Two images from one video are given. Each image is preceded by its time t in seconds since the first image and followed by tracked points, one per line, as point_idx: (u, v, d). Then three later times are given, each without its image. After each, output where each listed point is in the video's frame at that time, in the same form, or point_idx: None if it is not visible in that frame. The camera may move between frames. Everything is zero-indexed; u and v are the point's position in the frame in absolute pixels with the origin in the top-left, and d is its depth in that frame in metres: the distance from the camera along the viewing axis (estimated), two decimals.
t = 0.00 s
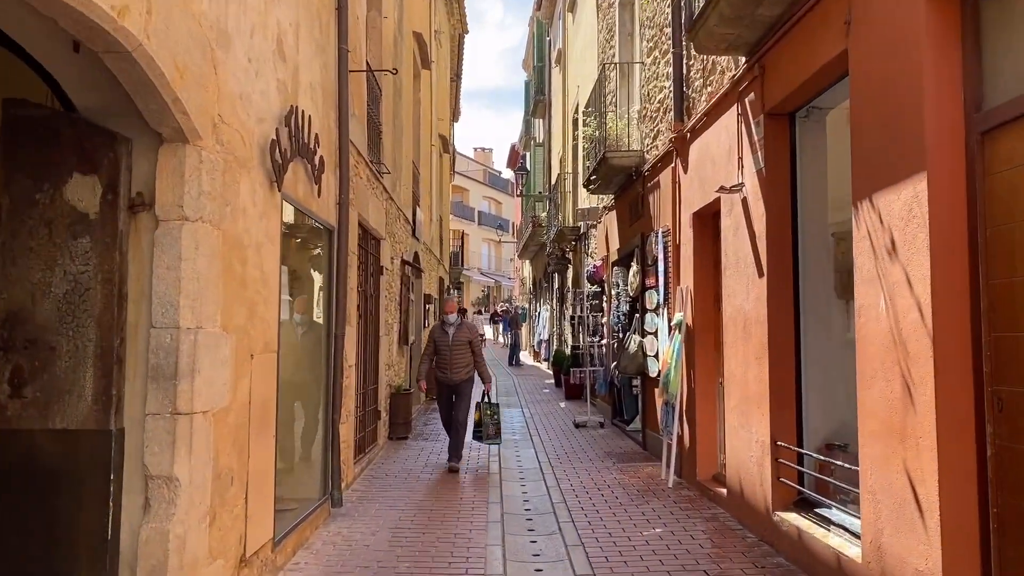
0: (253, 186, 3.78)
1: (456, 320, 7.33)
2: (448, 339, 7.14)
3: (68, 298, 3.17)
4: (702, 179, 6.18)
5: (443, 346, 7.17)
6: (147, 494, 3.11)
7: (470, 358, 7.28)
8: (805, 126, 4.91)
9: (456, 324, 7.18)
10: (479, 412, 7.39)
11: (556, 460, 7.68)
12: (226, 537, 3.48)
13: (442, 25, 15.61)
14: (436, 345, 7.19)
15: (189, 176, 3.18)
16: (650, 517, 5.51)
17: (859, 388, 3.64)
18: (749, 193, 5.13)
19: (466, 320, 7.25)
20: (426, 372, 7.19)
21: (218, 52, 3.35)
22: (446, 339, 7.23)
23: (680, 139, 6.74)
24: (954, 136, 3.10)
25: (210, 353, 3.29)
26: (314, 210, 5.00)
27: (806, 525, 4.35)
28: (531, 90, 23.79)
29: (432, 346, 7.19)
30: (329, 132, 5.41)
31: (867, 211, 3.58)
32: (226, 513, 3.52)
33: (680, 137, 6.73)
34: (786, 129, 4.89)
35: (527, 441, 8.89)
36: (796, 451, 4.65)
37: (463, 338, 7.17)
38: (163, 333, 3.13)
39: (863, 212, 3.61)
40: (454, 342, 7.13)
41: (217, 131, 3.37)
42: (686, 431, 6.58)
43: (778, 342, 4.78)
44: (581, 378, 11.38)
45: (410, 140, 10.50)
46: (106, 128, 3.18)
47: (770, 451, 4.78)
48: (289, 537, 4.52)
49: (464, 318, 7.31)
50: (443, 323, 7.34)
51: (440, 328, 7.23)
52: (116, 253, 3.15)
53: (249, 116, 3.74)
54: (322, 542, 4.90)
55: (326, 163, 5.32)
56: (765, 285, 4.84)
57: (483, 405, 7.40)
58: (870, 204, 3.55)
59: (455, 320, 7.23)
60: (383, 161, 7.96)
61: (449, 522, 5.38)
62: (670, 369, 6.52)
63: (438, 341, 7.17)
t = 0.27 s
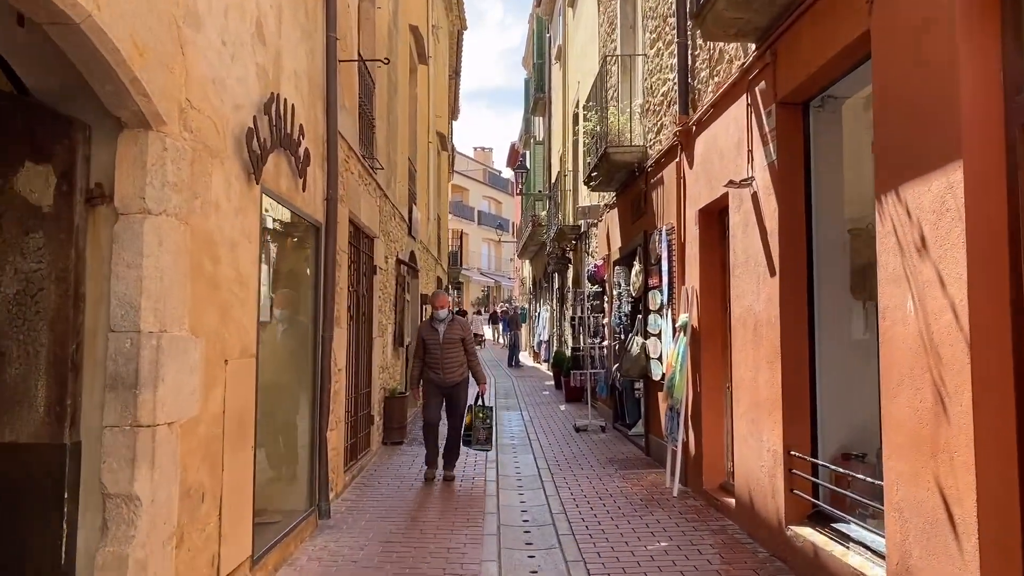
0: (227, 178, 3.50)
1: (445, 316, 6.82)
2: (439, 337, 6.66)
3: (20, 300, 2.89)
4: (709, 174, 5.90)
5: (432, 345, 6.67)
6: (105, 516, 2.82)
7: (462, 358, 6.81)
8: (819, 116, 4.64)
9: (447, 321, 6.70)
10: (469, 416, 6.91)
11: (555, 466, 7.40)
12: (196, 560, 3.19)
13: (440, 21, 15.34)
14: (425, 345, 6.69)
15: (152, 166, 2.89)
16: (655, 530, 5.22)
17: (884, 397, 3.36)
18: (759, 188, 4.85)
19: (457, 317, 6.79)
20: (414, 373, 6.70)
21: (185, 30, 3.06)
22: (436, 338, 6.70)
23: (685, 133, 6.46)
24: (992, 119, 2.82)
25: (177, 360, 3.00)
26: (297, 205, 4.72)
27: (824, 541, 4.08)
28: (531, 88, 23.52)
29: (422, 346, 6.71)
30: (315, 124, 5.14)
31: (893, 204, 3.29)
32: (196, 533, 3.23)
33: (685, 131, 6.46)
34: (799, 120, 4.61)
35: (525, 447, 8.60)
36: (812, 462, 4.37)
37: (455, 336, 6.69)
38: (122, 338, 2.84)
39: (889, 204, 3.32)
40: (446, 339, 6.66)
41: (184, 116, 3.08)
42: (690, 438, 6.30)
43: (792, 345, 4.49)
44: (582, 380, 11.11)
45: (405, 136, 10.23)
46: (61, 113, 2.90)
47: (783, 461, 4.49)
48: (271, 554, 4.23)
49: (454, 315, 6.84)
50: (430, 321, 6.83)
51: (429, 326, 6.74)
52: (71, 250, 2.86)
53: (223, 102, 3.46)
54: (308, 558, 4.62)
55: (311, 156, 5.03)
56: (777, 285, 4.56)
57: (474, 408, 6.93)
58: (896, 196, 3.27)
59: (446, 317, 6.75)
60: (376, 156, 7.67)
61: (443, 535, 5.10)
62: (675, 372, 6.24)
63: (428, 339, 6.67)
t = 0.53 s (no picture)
0: (202, 158, 3.20)
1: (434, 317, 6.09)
2: (428, 343, 5.92)
3: None
4: (720, 162, 5.60)
5: (421, 352, 5.94)
6: (59, 532, 2.52)
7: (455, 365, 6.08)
8: (841, 99, 4.36)
9: (435, 324, 5.95)
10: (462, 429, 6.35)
11: (558, 470, 7.10)
12: None
13: (439, 14, 15.05)
14: (413, 352, 5.98)
15: (113, 141, 2.59)
16: (664, 539, 4.92)
17: (921, 398, 3.06)
18: (776, 175, 4.56)
19: (447, 318, 6.05)
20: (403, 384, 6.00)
21: None
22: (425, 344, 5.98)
23: (695, 121, 6.17)
24: None
25: (143, 357, 2.71)
26: (283, 192, 4.42)
27: (850, 553, 3.79)
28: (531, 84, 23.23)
29: (409, 354, 5.99)
30: (304, 108, 4.84)
31: (934, 186, 2.99)
32: (166, 549, 2.93)
33: (694, 119, 6.16)
34: (820, 102, 4.33)
35: (526, 450, 8.30)
36: (834, 468, 4.08)
37: (445, 341, 5.95)
38: (78, 333, 2.54)
39: (929, 185, 3.02)
40: (435, 346, 5.91)
41: (152, 87, 2.78)
42: (701, 441, 6.02)
43: (813, 342, 4.20)
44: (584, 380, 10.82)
45: (403, 129, 9.94)
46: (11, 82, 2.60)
47: (803, 468, 4.20)
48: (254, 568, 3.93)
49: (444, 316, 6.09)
50: (418, 324, 6.12)
51: (416, 330, 6.01)
52: (23, 235, 2.56)
53: (198, 75, 3.16)
54: (295, 570, 4.32)
55: (299, 141, 4.73)
56: (797, 278, 4.26)
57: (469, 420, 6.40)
58: (938, 176, 2.96)
59: (435, 319, 6.00)
60: (371, 147, 7.37)
61: (439, 545, 4.80)
62: (684, 372, 5.95)
63: (416, 346, 5.95)
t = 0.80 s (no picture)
0: (170, 148, 2.90)
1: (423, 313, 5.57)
2: (415, 341, 5.42)
3: None
4: (732, 157, 5.31)
5: (407, 350, 5.43)
6: None
7: (443, 366, 5.56)
8: (864, 87, 4.08)
9: (423, 321, 5.44)
10: (453, 438, 5.51)
11: (559, 479, 6.81)
12: None
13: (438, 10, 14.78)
14: (397, 350, 5.45)
15: (60, 126, 2.29)
16: (673, 555, 4.62)
17: (963, 413, 2.78)
18: (793, 169, 4.28)
19: (437, 316, 5.56)
20: (383, 384, 5.45)
21: None
22: (411, 342, 5.44)
23: (704, 114, 5.88)
24: None
25: (99, 369, 2.42)
26: (266, 187, 4.13)
27: None
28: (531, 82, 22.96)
29: (393, 352, 5.46)
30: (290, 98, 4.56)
31: (979, 180, 2.70)
32: None
33: (704, 112, 5.87)
34: (841, 92, 4.04)
35: (527, 457, 8.01)
36: (857, 484, 3.79)
37: (434, 339, 5.45)
38: (21, 343, 2.25)
39: (974, 178, 2.73)
40: (423, 345, 5.41)
41: (110, 69, 2.50)
42: (710, 450, 5.74)
43: (835, 348, 3.91)
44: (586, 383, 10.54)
45: (399, 125, 9.65)
46: None
47: (823, 484, 3.91)
48: None
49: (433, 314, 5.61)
50: (405, 320, 5.61)
51: (401, 326, 5.49)
52: None
53: (166, 57, 2.87)
54: None
55: (284, 133, 4.44)
56: (817, 280, 3.97)
57: (461, 426, 5.52)
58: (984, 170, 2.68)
59: (424, 316, 5.51)
60: (365, 143, 7.09)
61: (434, 563, 4.51)
62: (692, 378, 5.67)
63: (401, 343, 5.42)
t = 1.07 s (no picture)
0: (125, 123, 2.61)
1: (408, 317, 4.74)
2: (396, 349, 4.61)
3: None
4: (741, 144, 5.01)
5: (386, 359, 4.63)
6: None
7: (429, 380, 4.71)
8: (885, 67, 3.76)
9: (406, 325, 4.64)
10: (438, 464, 4.50)
11: (559, 484, 6.51)
12: None
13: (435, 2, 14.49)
14: (376, 358, 4.67)
15: None
16: (680, 568, 4.31)
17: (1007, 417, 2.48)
18: (809, 154, 3.98)
19: (423, 319, 4.73)
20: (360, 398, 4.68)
21: None
22: (392, 349, 4.66)
23: (710, 100, 5.58)
24: None
25: (34, 368, 2.13)
26: (241, 173, 3.82)
27: None
28: (531, 78, 22.65)
29: (371, 361, 4.69)
30: (270, 79, 4.26)
31: None
32: None
33: (710, 98, 5.57)
34: (861, 72, 3.74)
35: (524, 460, 7.72)
36: (880, 494, 3.49)
37: (418, 348, 4.63)
38: None
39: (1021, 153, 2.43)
40: (405, 354, 4.60)
41: (47, 28, 2.20)
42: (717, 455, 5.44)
43: (855, 346, 3.61)
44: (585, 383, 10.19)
45: (393, 117, 9.36)
46: None
47: (842, 493, 3.61)
48: None
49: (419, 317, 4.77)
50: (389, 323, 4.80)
51: (382, 331, 4.71)
52: None
53: (119, 21, 2.57)
54: None
55: (262, 116, 4.13)
56: (836, 273, 3.67)
57: (448, 448, 4.50)
58: None
59: (407, 319, 4.69)
60: (355, 133, 6.78)
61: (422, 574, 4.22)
62: (698, 378, 5.37)
63: (379, 351, 4.64)
